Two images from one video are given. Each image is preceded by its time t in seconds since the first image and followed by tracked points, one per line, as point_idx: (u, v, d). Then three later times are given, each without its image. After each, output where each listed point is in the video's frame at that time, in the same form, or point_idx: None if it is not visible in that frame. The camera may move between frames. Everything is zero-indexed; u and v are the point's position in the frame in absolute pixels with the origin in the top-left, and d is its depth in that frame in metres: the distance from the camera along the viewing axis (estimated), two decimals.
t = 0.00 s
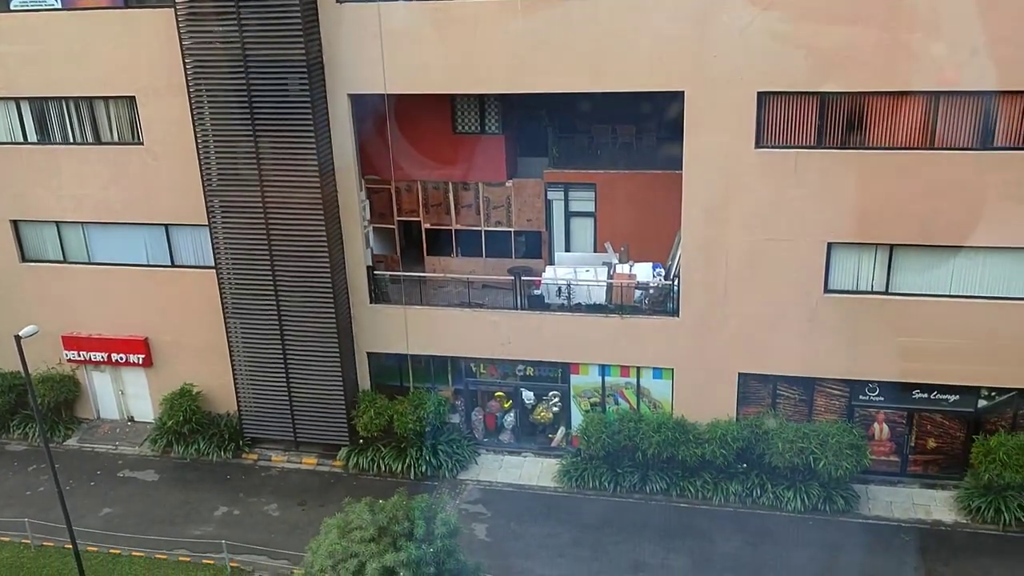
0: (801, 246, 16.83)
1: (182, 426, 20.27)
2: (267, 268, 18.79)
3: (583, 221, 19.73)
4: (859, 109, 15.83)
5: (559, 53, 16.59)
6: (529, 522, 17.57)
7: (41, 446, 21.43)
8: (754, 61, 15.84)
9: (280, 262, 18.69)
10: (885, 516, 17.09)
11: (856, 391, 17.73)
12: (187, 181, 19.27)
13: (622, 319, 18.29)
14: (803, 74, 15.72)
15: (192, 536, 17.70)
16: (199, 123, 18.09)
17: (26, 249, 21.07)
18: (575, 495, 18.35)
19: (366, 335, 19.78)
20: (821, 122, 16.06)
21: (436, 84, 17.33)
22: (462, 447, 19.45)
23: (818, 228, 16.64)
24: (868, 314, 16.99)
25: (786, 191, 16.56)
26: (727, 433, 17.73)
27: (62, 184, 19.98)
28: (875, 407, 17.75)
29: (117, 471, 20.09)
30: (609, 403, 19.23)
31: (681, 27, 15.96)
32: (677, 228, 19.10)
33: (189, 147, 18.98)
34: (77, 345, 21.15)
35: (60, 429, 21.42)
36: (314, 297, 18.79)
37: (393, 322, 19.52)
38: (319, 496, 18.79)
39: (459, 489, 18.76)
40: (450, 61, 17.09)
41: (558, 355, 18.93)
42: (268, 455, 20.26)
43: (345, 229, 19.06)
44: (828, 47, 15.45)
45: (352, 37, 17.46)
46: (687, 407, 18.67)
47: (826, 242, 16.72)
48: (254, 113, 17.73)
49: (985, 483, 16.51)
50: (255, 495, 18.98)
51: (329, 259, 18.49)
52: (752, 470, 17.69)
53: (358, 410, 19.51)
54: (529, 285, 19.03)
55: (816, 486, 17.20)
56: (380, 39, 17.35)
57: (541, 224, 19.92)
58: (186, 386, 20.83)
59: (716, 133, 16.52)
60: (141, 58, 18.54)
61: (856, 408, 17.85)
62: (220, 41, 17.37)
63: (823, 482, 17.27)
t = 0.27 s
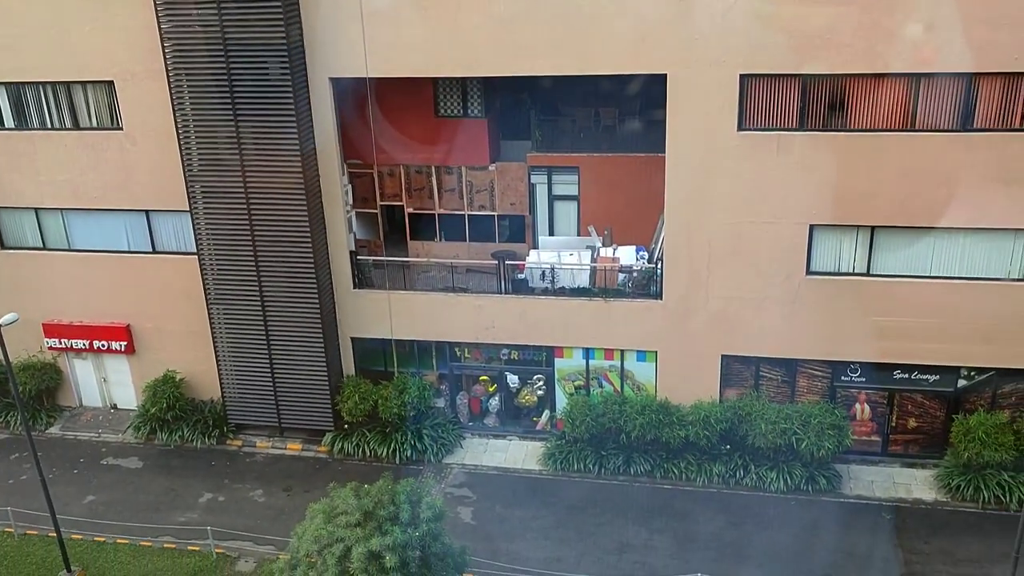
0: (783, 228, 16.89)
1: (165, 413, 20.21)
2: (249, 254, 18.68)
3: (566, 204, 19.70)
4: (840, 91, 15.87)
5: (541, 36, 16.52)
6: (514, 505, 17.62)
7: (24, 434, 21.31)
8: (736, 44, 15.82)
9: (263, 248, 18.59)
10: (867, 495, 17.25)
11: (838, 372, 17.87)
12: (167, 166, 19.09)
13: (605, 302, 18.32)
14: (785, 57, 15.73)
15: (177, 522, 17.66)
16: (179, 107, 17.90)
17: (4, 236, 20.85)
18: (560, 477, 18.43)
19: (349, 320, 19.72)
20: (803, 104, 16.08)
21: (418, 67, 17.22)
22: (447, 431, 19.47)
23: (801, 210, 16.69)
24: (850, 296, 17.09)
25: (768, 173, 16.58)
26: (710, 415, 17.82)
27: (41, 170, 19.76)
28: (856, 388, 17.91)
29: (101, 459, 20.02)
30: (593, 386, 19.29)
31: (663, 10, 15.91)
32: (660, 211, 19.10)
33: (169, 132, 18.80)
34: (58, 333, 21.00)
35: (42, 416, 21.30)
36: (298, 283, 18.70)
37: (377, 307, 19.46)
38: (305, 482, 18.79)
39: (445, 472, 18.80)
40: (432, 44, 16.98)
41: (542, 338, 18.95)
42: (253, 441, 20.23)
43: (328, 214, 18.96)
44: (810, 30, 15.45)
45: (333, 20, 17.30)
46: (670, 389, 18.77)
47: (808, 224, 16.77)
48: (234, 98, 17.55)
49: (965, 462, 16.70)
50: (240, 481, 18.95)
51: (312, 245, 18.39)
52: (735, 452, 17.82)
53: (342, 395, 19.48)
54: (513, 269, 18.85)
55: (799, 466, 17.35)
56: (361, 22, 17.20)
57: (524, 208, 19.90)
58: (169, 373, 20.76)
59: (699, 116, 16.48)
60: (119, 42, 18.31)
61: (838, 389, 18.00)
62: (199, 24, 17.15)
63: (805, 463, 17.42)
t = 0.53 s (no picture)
0: (771, 214, 16.92)
1: (154, 403, 20.17)
2: (238, 243, 18.60)
3: (556, 191, 19.73)
4: (829, 77, 15.88)
5: (529, 23, 16.46)
6: (505, 492, 17.66)
7: (13, 425, 21.22)
8: (724, 30, 15.81)
9: (251, 237, 18.51)
10: (855, 480, 17.35)
11: (827, 358, 17.95)
12: (154, 155, 18.97)
13: (595, 290, 18.31)
14: (773, 43, 15.72)
15: (168, 512, 17.63)
16: (164, 95, 17.75)
17: None
18: (551, 464, 18.48)
19: (339, 309, 19.67)
20: (792, 90, 16.09)
21: (406, 54, 17.14)
22: (437, 419, 19.50)
23: (789, 197, 16.72)
24: (838, 282, 17.16)
25: (756, 160, 16.60)
26: (699, 401, 17.88)
27: (26, 160, 19.61)
28: (844, 373, 18.01)
29: (90, 449, 19.97)
30: (583, 373, 19.33)
31: None
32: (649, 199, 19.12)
33: (156, 121, 18.68)
34: (46, 323, 20.89)
35: (31, 407, 21.21)
36: (287, 272, 18.64)
37: (366, 296, 19.42)
38: (295, 470, 18.79)
39: (435, 460, 18.83)
40: (420, 31, 16.90)
41: (532, 326, 18.95)
42: (243, 430, 20.21)
43: (316, 203, 18.88)
44: (798, 16, 15.44)
45: (320, 7, 17.19)
46: (660, 375, 18.83)
47: (797, 211, 16.80)
48: (221, 86, 17.42)
49: (951, 446, 16.82)
50: (231, 470, 18.94)
51: (301, 233, 18.32)
52: (724, 438, 17.89)
53: (332, 384, 19.46)
54: (503, 257, 18.90)
55: (787, 451, 17.43)
56: (349, 9, 17.10)
57: (514, 196, 19.83)
58: (158, 363, 20.69)
59: (687, 103, 16.48)
60: (104, 30, 18.14)
61: (826, 375, 18.09)
62: (185, 12, 16.99)
63: (794, 448, 17.51)
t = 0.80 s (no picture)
0: (757, 197, 16.95)
1: (141, 389, 20.10)
2: (223, 230, 18.49)
3: (542, 175, 19.65)
4: (814, 59, 15.88)
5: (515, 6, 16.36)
6: (493, 476, 17.70)
7: None
8: (710, 13, 15.77)
9: (237, 222, 18.40)
10: (841, 460, 17.49)
11: (812, 340, 18.08)
12: (138, 141, 18.81)
13: (582, 274, 18.28)
14: (759, 26, 15.70)
15: (156, 499, 17.59)
16: (147, 80, 17.56)
17: None
18: (539, 447, 18.54)
19: (325, 295, 19.61)
20: (777, 72, 16.08)
21: (390, 38, 17.01)
22: (426, 404, 19.54)
23: (775, 180, 16.74)
24: (823, 264, 17.23)
25: (742, 144, 16.60)
26: (686, 384, 17.97)
27: (8, 146, 19.40)
28: (829, 355, 18.14)
29: (77, 437, 19.89)
30: (571, 357, 19.38)
31: None
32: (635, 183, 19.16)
33: (139, 106, 18.50)
34: (30, 311, 20.75)
35: (16, 395, 21.10)
36: (273, 258, 18.56)
37: (353, 281, 19.35)
38: (284, 456, 18.79)
39: (424, 445, 18.85)
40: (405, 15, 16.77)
41: (519, 311, 18.95)
42: (231, 417, 20.19)
43: (302, 189, 18.78)
44: None
45: None
46: (647, 358, 18.90)
47: (783, 193, 16.82)
48: (205, 71, 17.25)
49: (936, 426, 16.97)
50: (219, 456, 18.91)
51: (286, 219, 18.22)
52: (711, 420, 17.99)
53: (320, 370, 19.43)
54: (491, 242, 18.79)
55: (774, 433, 17.55)
56: None
57: (500, 180, 19.84)
58: (145, 350, 20.61)
59: (673, 87, 16.45)
60: (85, 14, 17.92)
61: (813, 357, 18.21)
62: None
63: (780, 429, 17.63)
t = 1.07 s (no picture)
0: (739, 177, 16.99)
1: (122, 374, 19.94)
2: (203, 213, 18.34)
3: (524, 156, 19.61)
4: (795, 39, 15.88)
5: None
6: (477, 457, 17.72)
7: None
8: None
9: (216, 205, 18.25)
10: (821, 438, 17.67)
11: (793, 319, 18.20)
12: (115, 124, 18.59)
13: (564, 255, 18.28)
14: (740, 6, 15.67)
15: (139, 484, 17.51)
16: (123, 61, 17.30)
17: None
18: (523, 428, 18.59)
19: (306, 278, 19.52)
20: (759, 52, 16.07)
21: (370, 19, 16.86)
22: (409, 386, 19.56)
23: (756, 160, 16.78)
24: (804, 244, 17.31)
25: (724, 124, 16.60)
26: (668, 363, 18.06)
27: None
28: (810, 334, 18.29)
29: (57, 422, 19.76)
30: (554, 338, 19.43)
31: None
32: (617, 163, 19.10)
33: (116, 88, 18.26)
34: (8, 296, 20.53)
35: None
36: (253, 241, 18.44)
37: (335, 264, 19.25)
38: (267, 440, 18.76)
39: (408, 427, 18.86)
40: None
41: (501, 293, 18.95)
42: (214, 401, 20.12)
43: (282, 171, 18.63)
44: None
45: None
46: (629, 339, 18.98)
47: (764, 173, 16.87)
48: (182, 52, 17.01)
49: (915, 403, 17.16)
50: (202, 441, 18.85)
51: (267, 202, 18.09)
52: (693, 399, 18.10)
53: (302, 353, 19.36)
54: (473, 224, 18.80)
55: (755, 412, 17.68)
56: None
57: (481, 161, 19.80)
58: (125, 335, 20.46)
59: (655, 67, 16.39)
60: None
61: (793, 336, 18.35)
62: None
63: (761, 408, 17.77)
